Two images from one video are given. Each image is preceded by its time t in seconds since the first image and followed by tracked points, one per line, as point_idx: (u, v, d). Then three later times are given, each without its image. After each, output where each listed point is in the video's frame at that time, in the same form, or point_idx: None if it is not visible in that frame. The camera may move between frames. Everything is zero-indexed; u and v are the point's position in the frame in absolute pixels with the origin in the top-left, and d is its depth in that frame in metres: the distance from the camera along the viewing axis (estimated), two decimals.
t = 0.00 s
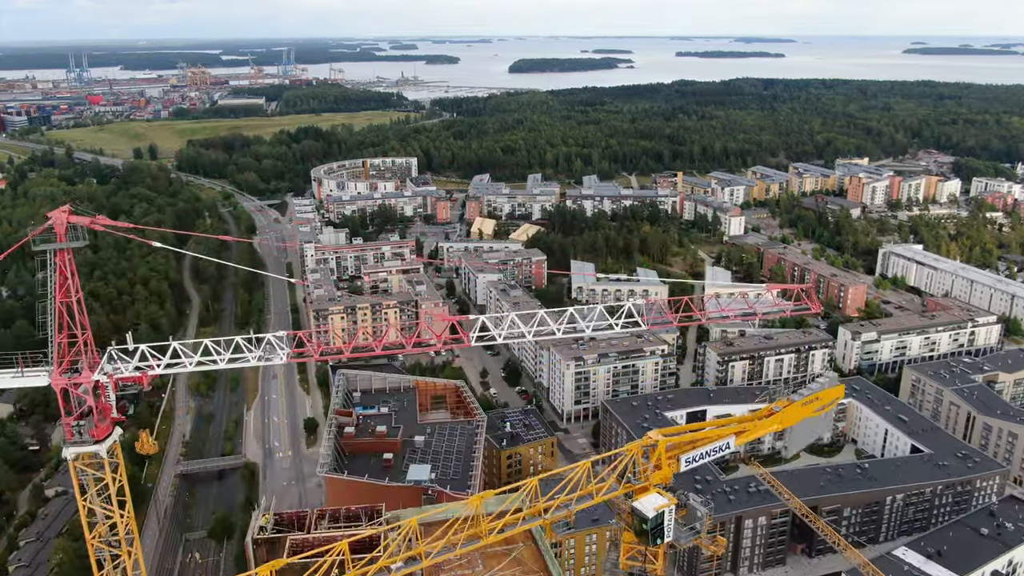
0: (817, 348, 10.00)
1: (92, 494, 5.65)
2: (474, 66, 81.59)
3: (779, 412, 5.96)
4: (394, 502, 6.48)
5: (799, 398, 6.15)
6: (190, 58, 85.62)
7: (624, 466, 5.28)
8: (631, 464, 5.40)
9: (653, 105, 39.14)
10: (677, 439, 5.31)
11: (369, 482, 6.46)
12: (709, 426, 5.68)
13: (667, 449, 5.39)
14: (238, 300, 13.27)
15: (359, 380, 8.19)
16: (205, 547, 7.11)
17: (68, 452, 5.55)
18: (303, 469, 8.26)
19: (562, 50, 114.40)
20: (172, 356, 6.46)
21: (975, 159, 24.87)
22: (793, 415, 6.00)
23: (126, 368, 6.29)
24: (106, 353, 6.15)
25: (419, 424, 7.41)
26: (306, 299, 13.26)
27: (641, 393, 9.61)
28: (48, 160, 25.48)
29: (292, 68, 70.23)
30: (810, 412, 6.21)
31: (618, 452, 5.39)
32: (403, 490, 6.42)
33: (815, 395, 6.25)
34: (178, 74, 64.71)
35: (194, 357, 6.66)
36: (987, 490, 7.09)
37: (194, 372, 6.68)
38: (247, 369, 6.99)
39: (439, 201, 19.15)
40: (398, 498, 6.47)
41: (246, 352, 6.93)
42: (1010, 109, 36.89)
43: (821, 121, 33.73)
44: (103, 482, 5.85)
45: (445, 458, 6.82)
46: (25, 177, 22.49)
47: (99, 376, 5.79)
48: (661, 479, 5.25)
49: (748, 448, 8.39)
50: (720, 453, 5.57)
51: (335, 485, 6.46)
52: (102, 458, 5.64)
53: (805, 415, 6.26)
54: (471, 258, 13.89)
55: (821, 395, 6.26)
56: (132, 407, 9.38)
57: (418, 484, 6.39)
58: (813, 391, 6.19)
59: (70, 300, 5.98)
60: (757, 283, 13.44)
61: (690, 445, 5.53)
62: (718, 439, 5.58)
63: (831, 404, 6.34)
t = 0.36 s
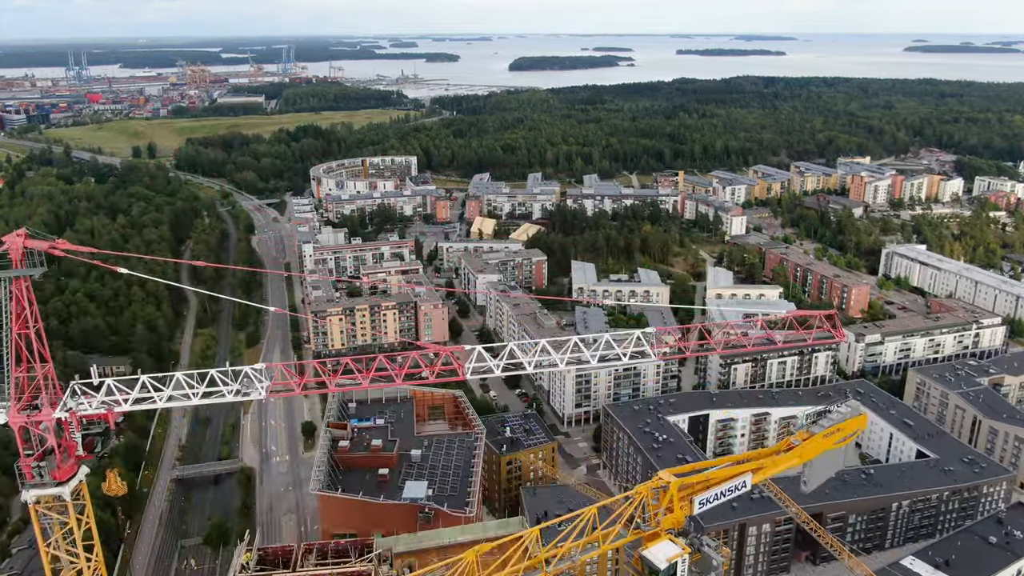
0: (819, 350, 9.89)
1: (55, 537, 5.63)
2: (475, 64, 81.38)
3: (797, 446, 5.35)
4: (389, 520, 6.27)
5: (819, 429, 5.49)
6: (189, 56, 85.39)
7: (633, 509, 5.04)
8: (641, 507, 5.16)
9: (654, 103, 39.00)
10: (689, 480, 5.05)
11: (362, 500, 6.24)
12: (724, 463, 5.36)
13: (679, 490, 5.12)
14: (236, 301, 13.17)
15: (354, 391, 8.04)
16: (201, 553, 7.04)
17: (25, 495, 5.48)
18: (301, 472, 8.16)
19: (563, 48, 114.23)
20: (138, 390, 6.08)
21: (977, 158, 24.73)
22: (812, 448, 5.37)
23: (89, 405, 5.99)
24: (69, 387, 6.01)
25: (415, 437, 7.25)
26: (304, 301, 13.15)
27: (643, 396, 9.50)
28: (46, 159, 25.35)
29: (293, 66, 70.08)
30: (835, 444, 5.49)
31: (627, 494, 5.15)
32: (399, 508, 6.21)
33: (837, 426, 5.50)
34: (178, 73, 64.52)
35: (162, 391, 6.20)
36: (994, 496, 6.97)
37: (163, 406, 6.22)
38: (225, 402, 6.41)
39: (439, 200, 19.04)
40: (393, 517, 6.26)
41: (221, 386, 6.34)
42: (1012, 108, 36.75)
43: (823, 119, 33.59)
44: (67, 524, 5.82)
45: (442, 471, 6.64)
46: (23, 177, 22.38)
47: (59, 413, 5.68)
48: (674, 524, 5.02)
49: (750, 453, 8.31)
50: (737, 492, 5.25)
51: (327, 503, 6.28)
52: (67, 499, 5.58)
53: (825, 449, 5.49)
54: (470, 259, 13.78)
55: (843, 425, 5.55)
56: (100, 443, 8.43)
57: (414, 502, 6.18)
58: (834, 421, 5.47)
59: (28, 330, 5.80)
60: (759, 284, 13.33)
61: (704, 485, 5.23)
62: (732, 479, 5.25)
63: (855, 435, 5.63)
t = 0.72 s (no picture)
0: (822, 347, 9.80)
1: None
2: (475, 56, 81.09)
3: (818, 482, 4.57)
4: (385, 533, 6.09)
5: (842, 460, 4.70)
6: (188, 49, 85.12)
7: (645, 557, 4.44)
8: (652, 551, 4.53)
9: (655, 96, 38.82)
10: (704, 524, 4.40)
11: (357, 514, 6.07)
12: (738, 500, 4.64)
13: (693, 535, 4.45)
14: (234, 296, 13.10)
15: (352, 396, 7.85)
16: (199, 554, 6.99)
17: None
18: (298, 472, 8.08)
19: (563, 40, 113.80)
20: (100, 427, 5.65)
21: (980, 151, 24.59)
22: (834, 484, 4.57)
23: (45, 444, 5.54)
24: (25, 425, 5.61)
25: (413, 444, 7.07)
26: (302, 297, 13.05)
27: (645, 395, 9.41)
28: (44, 152, 25.22)
29: (292, 58, 69.75)
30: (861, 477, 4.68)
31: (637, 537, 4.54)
32: (395, 522, 6.03)
33: (861, 457, 4.68)
34: (177, 65, 64.23)
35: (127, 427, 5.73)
36: (1000, 497, 6.88)
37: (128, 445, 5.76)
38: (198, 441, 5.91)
39: (439, 195, 18.92)
40: (389, 531, 6.08)
41: (193, 422, 5.81)
42: (1015, 101, 36.56)
43: (824, 112, 33.43)
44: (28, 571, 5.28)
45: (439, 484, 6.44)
46: (20, 170, 22.25)
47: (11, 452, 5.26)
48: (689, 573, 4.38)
49: (753, 452, 8.23)
50: (756, 534, 4.52)
51: (323, 517, 6.10)
52: (25, 546, 5.10)
53: (851, 482, 4.71)
54: (470, 255, 13.68)
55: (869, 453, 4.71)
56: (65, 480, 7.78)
57: (411, 516, 6.02)
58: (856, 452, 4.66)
59: None
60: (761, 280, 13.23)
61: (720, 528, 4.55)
62: (750, 522, 4.51)
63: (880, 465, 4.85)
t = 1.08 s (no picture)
0: (825, 343, 9.70)
1: None
2: (475, 46, 80.76)
3: (841, 515, 4.73)
4: (381, 546, 5.86)
5: (866, 491, 4.83)
6: (187, 39, 84.74)
7: None
8: None
9: (656, 87, 38.59)
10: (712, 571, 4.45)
11: (352, 526, 5.84)
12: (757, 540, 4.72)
13: None
14: (231, 290, 12.99)
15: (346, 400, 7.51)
16: (196, 553, 6.93)
17: None
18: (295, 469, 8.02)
19: (563, 30, 113.32)
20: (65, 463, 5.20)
21: (984, 143, 24.43)
22: (859, 515, 4.75)
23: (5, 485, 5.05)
24: None
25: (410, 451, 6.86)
26: (300, 291, 12.94)
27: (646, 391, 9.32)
28: (42, 143, 25.07)
29: (292, 48, 69.39)
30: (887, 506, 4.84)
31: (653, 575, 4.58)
32: (391, 534, 5.81)
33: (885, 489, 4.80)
34: (176, 56, 63.93)
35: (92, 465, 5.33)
36: (1005, 495, 6.80)
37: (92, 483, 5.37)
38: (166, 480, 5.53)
39: (438, 187, 18.78)
40: (384, 543, 5.86)
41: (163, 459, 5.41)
42: (1018, 92, 36.32)
43: (827, 103, 33.24)
44: None
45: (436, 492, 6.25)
46: (18, 162, 22.12)
47: None
48: None
49: (756, 450, 8.16)
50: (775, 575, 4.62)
51: (315, 529, 5.88)
52: None
53: (877, 511, 4.87)
54: (469, 249, 13.55)
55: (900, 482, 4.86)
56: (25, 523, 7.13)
57: (407, 528, 5.79)
58: (881, 482, 4.79)
59: None
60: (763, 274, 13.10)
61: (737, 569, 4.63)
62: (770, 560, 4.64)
63: (913, 489, 4.94)
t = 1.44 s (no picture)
0: (828, 338, 9.61)
1: None
2: (475, 35, 80.29)
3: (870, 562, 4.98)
4: (376, 560, 5.49)
5: (896, 537, 5.08)
6: (185, 28, 84.22)
7: None
8: None
9: (656, 76, 38.36)
10: None
11: (343, 540, 5.45)
12: None
13: None
14: (230, 283, 12.90)
15: (341, 403, 7.06)
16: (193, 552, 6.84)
17: None
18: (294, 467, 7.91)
19: (564, 20, 112.72)
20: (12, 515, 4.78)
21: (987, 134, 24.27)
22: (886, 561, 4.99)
23: None
24: None
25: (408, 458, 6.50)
26: (299, 284, 12.83)
27: (647, 386, 9.24)
28: (39, 133, 24.92)
29: (291, 37, 69.02)
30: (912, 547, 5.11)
31: None
32: (385, 548, 5.42)
33: (916, 532, 5.08)
34: (174, 45, 63.60)
35: (44, 518, 4.82)
36: (1012, 493, 6.71)
37: (44, 539, 4.86)
38: (127, 535, 5.01)
39: (438, 178, 18.64)
40: (378, 557, 5.48)
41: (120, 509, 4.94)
42: (1021, 82, 36.08)
43: (829, 93, 33.04)
44: None
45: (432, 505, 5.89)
46: (15, 153, 21.97)
47: None
48: None
49: (758, 446, 8.10)
50: None
51: (308, 543, 5.48)
52: None
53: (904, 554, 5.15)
54: (469, 242, 13.42)
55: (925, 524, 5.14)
56: None
57: (402, 542, 5.40)
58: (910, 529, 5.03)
59: None
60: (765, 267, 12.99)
61: None
62: None
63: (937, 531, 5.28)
